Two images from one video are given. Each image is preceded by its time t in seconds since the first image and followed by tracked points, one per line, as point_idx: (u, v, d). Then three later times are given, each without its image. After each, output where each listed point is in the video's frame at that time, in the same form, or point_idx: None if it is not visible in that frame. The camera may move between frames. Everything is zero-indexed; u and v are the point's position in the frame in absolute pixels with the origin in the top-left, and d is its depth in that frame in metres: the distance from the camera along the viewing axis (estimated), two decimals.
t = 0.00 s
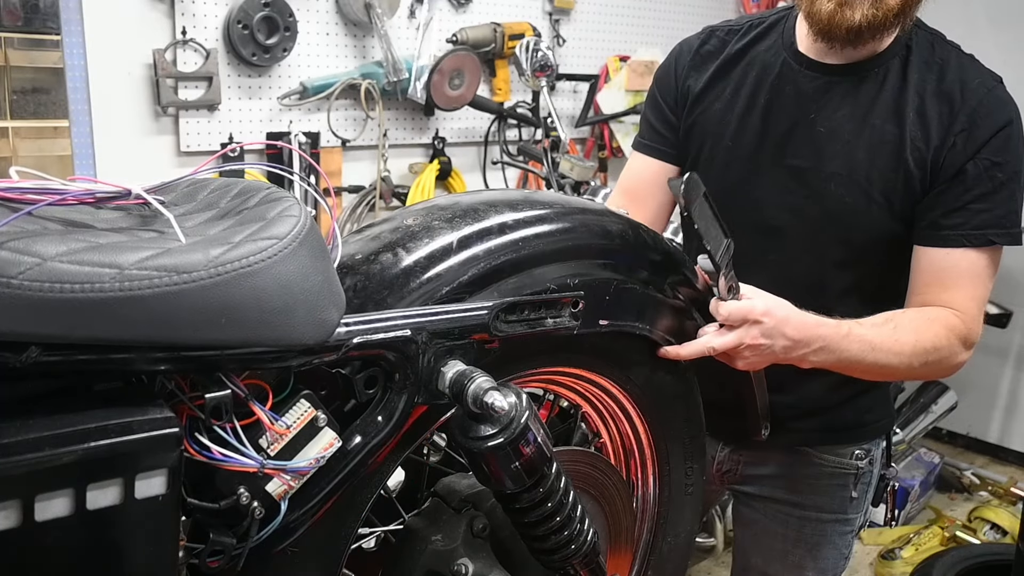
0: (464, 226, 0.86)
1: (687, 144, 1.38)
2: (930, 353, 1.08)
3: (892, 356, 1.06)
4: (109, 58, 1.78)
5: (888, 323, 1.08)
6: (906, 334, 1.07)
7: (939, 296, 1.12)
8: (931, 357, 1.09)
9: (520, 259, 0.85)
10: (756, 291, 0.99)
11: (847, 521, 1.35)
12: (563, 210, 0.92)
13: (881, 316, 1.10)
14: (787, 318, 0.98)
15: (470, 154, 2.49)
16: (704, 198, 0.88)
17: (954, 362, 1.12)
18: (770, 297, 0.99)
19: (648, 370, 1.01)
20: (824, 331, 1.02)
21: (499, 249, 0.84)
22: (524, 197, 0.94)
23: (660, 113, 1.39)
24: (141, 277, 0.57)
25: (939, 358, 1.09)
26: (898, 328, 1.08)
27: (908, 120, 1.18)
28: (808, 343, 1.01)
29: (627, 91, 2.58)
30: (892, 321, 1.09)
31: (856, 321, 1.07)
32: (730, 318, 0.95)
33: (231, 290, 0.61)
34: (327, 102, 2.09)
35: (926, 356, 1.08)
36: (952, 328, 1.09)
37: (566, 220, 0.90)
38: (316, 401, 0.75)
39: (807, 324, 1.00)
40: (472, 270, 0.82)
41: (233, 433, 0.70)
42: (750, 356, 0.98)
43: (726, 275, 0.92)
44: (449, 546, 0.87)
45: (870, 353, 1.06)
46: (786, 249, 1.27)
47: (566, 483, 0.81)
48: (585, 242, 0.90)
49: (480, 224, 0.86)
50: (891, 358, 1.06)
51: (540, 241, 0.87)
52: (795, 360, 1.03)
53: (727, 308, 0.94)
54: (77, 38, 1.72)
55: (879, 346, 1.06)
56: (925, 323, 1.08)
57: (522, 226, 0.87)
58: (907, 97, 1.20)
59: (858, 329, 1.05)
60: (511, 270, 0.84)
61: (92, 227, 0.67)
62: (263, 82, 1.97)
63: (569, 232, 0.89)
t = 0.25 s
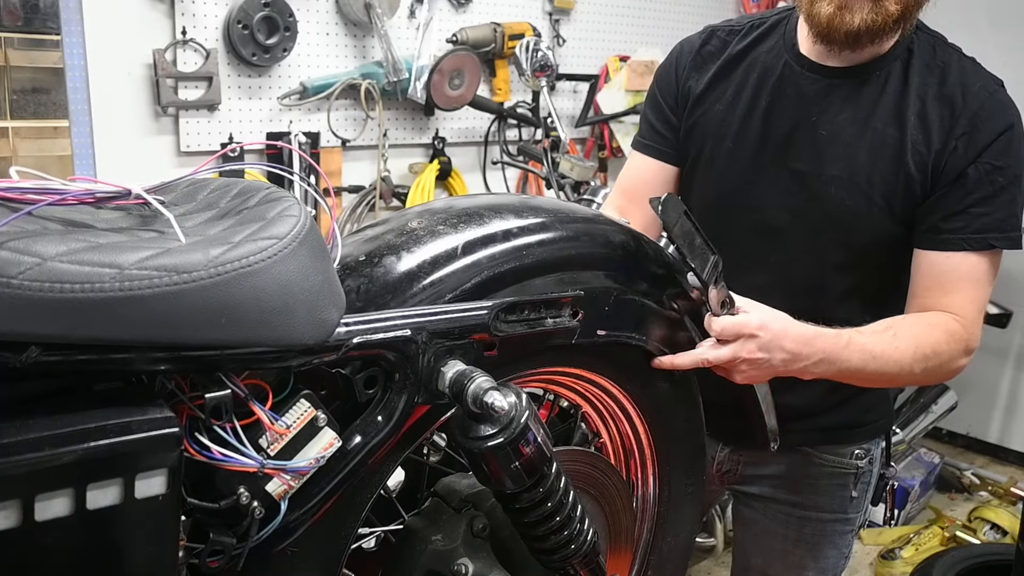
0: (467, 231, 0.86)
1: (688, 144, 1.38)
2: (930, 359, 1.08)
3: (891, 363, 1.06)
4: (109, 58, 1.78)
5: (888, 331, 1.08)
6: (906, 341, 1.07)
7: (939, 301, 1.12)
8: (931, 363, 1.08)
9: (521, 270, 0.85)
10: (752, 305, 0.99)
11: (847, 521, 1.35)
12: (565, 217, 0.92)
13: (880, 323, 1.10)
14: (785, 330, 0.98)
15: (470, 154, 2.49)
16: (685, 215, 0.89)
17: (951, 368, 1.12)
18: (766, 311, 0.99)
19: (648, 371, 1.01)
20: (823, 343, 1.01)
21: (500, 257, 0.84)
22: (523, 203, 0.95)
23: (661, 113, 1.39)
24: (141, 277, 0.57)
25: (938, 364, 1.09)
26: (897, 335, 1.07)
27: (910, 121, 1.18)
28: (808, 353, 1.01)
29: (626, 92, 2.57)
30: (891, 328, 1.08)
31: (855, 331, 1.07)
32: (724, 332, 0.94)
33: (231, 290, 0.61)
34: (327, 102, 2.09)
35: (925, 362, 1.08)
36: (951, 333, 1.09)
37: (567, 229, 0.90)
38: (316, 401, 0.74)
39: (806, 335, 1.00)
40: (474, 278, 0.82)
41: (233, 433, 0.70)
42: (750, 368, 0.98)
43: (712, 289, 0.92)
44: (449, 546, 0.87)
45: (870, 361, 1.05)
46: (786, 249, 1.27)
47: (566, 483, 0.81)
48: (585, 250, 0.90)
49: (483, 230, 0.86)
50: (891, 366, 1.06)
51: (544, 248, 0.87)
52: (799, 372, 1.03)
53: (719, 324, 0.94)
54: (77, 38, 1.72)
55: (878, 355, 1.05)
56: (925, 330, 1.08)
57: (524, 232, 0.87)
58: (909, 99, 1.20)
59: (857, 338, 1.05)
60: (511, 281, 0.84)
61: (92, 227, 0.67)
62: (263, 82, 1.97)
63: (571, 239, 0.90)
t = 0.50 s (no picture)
0: (464, 232, 0.86)
1: (688, 144, 1.37)
2: (943, 363, 1.07)
3: (908, 367, 1.04)
4: (109, 58, 1.78)
5: (902, 335, 1.06)
6: (921, 344, 1.05)
7: (950, 304, 1.11)
8: (944, 367, 1.07)
9: (519, 272, 0.84)
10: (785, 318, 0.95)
11: (848, 521, 1.35)
12: (562, 220, 0.91)
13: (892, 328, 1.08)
14: (812, 345, 0.94)
15: (470, 154, 2.49)
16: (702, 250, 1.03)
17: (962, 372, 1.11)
18: (800, 324, 0.95)
19: (648, 371, 1.01)
20: (846, 352, 0.98)
21: (498, 259, 0.84)
22: (520, 205, 0.94)
23: (661, 113, 1.39)
24: (141, 277, 0.57)
25: (950, 368, 1.08)
26: (912, 339, 1.06)
27: (911, 121, 1.18)
28: (830, 365, 0.97)
29: (626, 92, 2.58)
30: (904, 333, 1.07)
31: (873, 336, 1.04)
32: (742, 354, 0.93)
33: (231, 290, 0.61)
34: (327, 102, 2.09)
35: (939, 366, 1.07)
36: (962, 336, 1.08)
37: (564, 230, 0.90)
38: (316, 402, 0.74)
39: (830, 345, 0.96)
40: (470, 280, 0.82)
41: (233, 433, 0.70)
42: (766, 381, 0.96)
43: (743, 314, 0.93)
44: (449, 546, 0.87)
45: (890, 369, 1.03)
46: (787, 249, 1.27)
47: (566, 483, 0.81)
48: (581, 250, 0.89)
49: (481, 231, 0.86)
50: (908, 371, 1.05)
51: (540, 250, 0.86)
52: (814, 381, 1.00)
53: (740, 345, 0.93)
54: (77, 38, 1.72)
55: (897, 362, 1.03)
56: (938, 334, 1.07)
57: (521, 236, 0.86)
58: (911, 100, 1.20)
59: (876, 344, 1.02)
60: (509, 281, 0.83)
61: (92, 227, 0.67)
62: (263, 82, 1.97)
63: (570, 242, 0.89)
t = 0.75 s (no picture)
0: (462, 232, 0.86)
1: (689, 144, 1.37)
2: (956, 361, 1.05)
3: (919, 366, 1.02)
4: (109, 58, 1.78)
5: (916, 333, 1.04)
6: (936, 343, 1.03)
7: (962, 299, 1.09)
8: (956, 365, 1.05)
9: (516, 272, 0.84)
10: (799, 321, 0.93)
11: (850, 521, 1.35)
12: (561, 219, 0.92)
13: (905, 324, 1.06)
14: (824, 350, 0.94)
15: (470, 154, 2.49)
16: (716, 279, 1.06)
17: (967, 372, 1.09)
18: (814, 329, 0.93)
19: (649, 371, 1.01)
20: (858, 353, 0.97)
21: (495, 259, 0.84)
22: (519, 204, 0.94)
23: (663, 113, 1.39)
24: (141, 277, 0.57)
25: (962, 366, 1.06)
26: (926, 336, 1.04)
27: (916, 121, 1.19)
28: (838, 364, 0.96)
29: (626, 91, 2.58)
30: (918, 330, 1.04)
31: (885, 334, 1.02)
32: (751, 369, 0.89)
33: (231, 290, 0.61)
34: (327, 102, 2.09)
35: (950, 365, 1.05)
36: (975, 332, 1.06)
37: (561, 230, 0.90)
38: (316, 402, 0.74)
39: (843, 346, 0.95)
40: (469, 279, 0.82)
41: (233, 433, 0.70)
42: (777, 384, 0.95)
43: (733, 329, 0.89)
44: (449, 546, 0.87)
45: (902, 368, 1.01)
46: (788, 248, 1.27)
47: (566, 483, 0.81)
48: (580, 251, 0.89)
49: (479, 231, 0.86)
50: (922, 370, 1.03)
51: (537, 250, 0.86)
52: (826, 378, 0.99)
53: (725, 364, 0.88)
54: (77, 38, 1.72)
55: (911, 361, 1.01)
56: (953, 331, 1.05)
57: (519, 235, 0.87)
58: (914, 100, 1.20)
59: (890, 343, 1.00)
60: (507, 281, 0.83)
61: (92, 227, 0.67)
62: (263, 82, 1.97)
63: (569, 242, 0.89)
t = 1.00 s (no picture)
0: (462, 233, 0.86)
1: (693, 143, 1.38)
2: (935, 344, 0.99)
3: (890, 348, 0.97)
4: (109, 58, 1.78)
5: (887, 314, 0.99)
6: (908, 324, 0.98)
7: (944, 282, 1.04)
8: (935, 350, 1.00)
9: (516, 273, 0.85)
10: (751, 305, 0.92)
11: (852, 521, 1.35)
12: (561, 220, 0.93)
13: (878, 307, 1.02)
14: (772, 334, 0.92)
15: (470, 154, 2.49)
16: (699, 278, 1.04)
17: (951, 358, 1.03)
18: (762, 310, 0.92)
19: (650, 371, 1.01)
20: (819, 333, 0.94)
21: (495, 259, 0.84)
22: (519, 205, 0.94)
23: (666, 112, 1.39)
24: (141, 277, 0.57)
25: (942, 352, 1.01)
26: (897, 317, 0.99)
27: (916, 120, 1.18)
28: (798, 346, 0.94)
29: (626, 91, 2.59)
30: (889, 312, 1.00)
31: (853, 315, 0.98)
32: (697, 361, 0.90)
33: (231, 290, 0.61)
34: (327, 102, 2.09)
35: (928, 348, 0.99)
36: (958, 316, 1.01)
37: (562, 232, 0.91)
38: (316, 401, 0.74)
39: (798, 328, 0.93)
40: (469, 280, 0.82)
41: (233, 433, 0.70)
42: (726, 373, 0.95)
43: (678, 317, 0.91)
44: (449, 546, 0.87)
45: (870, 350, 0.97)
46: (790, 249, 1.28)
47: (566, 483, 0.81)
48: (580, 254, 0.91)
49: (479, 231, 0.86)
50: (892, 352, 0.98)
51: (538, 251, 0.87)
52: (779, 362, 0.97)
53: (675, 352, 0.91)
54: (77, 38, 1.72)
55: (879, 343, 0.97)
56: (928, 312, 1.00)
57: (519, 236, 0.87)
58: (916, 99, 1.20)
59: (855, 324, 0.96)
60: (508, 282, 0.84)
61: (92, 227, 0.67)
62: (263, 82, 1.97)
63: (569, 242, 0.90)
